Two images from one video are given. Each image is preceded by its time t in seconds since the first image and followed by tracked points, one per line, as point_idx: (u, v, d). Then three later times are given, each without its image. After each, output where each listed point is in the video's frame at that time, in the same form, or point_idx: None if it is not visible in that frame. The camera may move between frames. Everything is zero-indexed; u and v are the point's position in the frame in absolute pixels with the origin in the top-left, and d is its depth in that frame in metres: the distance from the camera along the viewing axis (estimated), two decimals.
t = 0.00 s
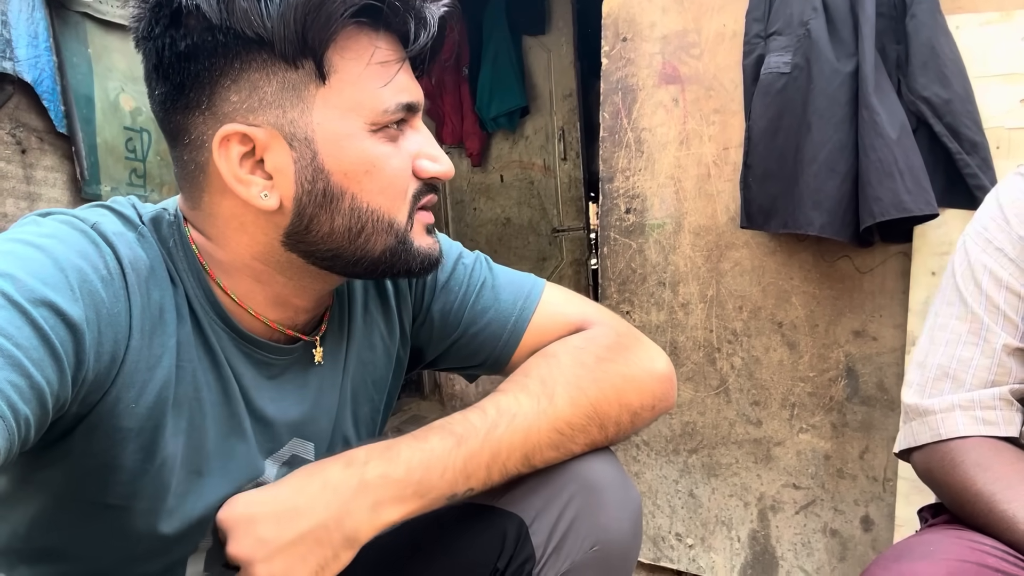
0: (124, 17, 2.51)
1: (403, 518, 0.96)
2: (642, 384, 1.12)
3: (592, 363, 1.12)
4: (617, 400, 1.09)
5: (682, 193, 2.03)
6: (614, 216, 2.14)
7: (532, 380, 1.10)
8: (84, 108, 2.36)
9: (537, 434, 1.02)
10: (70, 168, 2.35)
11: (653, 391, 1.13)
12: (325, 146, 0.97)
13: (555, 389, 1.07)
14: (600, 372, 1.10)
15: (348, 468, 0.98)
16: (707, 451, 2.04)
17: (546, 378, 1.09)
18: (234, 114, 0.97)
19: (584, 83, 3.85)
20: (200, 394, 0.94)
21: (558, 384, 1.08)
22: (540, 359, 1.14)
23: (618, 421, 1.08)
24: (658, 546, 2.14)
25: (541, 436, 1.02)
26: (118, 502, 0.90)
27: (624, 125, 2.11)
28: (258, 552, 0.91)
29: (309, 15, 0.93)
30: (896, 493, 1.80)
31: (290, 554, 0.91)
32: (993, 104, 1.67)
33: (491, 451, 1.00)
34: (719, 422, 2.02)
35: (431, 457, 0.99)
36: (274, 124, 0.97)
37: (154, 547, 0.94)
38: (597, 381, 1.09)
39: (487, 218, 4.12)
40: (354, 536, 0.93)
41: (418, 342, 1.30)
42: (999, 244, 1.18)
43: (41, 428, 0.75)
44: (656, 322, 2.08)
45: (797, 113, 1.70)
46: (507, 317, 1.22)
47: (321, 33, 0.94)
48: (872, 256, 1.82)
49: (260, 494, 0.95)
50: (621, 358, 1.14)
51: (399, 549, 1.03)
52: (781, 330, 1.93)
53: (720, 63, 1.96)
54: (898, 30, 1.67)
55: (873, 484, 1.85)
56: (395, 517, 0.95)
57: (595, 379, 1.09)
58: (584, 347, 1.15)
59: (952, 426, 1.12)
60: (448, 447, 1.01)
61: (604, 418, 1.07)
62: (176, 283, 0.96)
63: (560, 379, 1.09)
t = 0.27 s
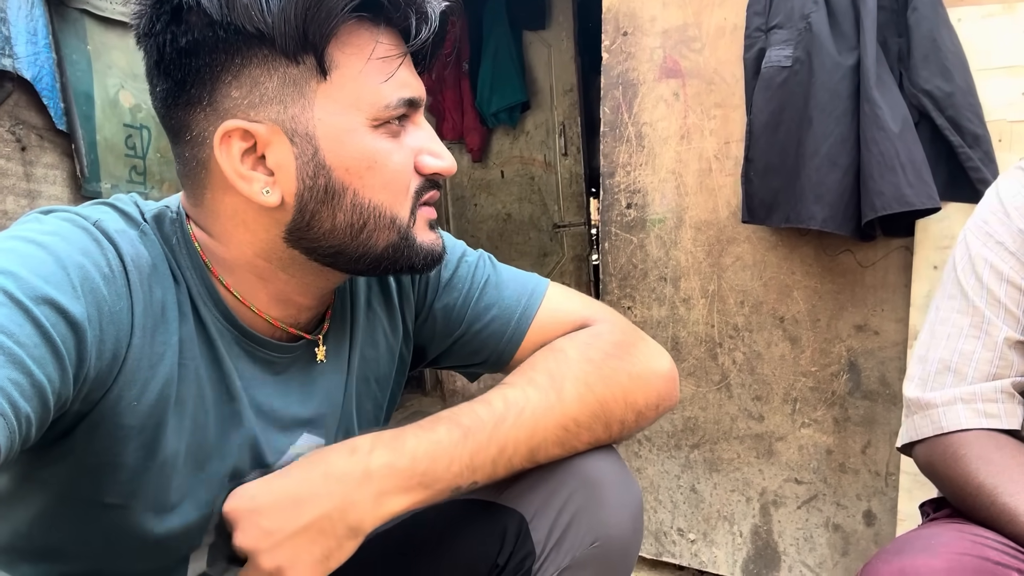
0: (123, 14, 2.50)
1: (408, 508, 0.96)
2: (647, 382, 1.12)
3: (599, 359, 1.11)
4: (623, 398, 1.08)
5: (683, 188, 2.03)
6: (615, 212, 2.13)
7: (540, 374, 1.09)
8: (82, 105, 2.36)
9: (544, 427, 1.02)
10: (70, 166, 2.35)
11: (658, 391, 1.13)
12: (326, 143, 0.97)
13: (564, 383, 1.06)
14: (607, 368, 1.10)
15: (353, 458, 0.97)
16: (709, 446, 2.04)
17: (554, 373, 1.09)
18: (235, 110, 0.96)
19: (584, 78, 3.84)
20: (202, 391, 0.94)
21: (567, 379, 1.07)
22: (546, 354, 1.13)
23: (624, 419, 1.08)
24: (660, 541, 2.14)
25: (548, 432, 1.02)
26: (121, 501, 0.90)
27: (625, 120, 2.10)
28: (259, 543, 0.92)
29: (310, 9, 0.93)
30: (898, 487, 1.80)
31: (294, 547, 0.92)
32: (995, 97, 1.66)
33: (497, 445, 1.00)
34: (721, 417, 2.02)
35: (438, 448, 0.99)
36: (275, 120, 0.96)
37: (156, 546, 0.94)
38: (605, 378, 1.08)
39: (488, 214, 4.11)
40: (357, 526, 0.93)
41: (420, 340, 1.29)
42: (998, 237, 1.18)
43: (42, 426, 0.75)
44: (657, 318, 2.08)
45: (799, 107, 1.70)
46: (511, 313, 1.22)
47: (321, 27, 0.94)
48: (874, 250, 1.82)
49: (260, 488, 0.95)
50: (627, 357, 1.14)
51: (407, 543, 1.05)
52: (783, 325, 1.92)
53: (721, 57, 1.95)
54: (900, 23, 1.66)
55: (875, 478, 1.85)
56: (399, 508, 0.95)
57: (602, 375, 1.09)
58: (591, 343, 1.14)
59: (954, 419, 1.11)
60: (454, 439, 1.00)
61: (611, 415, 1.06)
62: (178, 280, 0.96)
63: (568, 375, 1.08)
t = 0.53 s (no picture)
0: (122, 20, 2.51)
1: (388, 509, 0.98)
2: (636, 384, 1.12)
3: (581, 364, 1.11)
4: (610, 401, 1.08)
5: (680, 190, 2.03)
6: (613, 214, 2.13)
7: (521, 382, 1.10)
8: (81, 110, 2.36)
9: (523, 432, 1.03)
10: (68, 171, 2.35)
11: (648, 391, 1.13)
12: (322, 144, 0.97)
13: (543, 390, 1.07)
14: (590, 374, 1.10)
15: (336, 465, 1.00)
16: (708, 449, 2.04)
17: (535, 380, 1.09)
18: (231, 112, 0.97)
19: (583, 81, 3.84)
20: (202, 395, 0.94)
21: (546, 386, 1.08)
22: (529, 359, 1.14)
23: (611, 423, 1.08)
24: (659, 544, 2.14)
25: (527, 438, 1.03)
26: (120, 506, 0.90)
27: (622, 123, 2.11)
28: (249, 550, 0.90)
29: (304, 11, 0.94)
30: (897, 489, 1.80)
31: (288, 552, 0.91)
32: (990, 98, 1.66)
33: (475, 449, 1.02)
34: (719, 419, 2.02)
35: (412, 451, 1.02)
36: (271, 122, 0.96)
37: (155, 551, 0.94)
38: (588, 383, 1.09)
39: (487, 217, 4.11)
40: (338, 526, 0.94)
41: (415, 341, 1.29)
42: (993, 240, 1.18)
43: (40, 431, 0.75)
44: (655, 320, 2.08)
45: (795, 109, 1.70)
46: (502, 316, 1.22)
47: (316, 30, 0.95)
48: (871, 251, 1.82)
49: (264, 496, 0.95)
50: (613, 362, 1.13)
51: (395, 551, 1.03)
52: (781, 327, 1.92)
53: (718, 60, 1.95)
54: (895, 25, 1.66)
55: (874, 480, 1.85)
56: (375, 510, 0.97)
57: (585, 381, 1.09)
58: (574, 347, 1.14)
59: (952, 420, 1.11)
60: (431, 444, 1.03)
61: (594, 420, 1.07)
62: (176, 285, 0.96)
63: (548, 381, 1.09)
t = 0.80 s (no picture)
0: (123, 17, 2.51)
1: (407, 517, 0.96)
2: (645, 376, 1.12)
3: (596, 357, 1.11)
4: (622, 394, 1.08)
5: (682, 184, 2.02)
6: (614, 209, 2.13)
7: (538, 375, 1.09)
8: (84, 108, 2.37)
9: (542, 428, 1.02)
10: (71, 168, 2.36)
11: (656, 385, 1.13)
12: (307, 130, 0.97)
13: (561, 383, 1.06)
14: (604, 367, 1.10)
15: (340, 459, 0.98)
16: (710, 443, 2.04)
17: (552, 373, 1.08)
18: (219, 99, 0.97)
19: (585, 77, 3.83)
20: (201, 387, 0.94)
21: (564, 378, 1.07)
22: (543, 352, 1.13)
23: (623, 416, 1.08)
24: (662, 538, 2.14)
25: (547, 434, 1.02)
26: (120, 497, 0.90)
27: (624, 117, 2.10)
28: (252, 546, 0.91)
29: None
30: (900, 483, 1.80)
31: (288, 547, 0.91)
32: (994, 90, 1.65)
33: (496, 449, 1.00)
34: (722, 413, 2.02)
35: (435, 456, 0.98)
36: (258, 108, 0.97)
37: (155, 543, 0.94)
38: (603, 376, 1.08)
39: (489, 213, 4.11)
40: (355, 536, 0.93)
41: (417, 336, 1.29)
42: (997, 230, 1.17)
43: (38, 423, 0.75)
44: (657, 315, 2.08)
45: (797, 102, 1.69)
46: (508, 309, 1.22)
47: (300, 15, 0.95)
48: (873, 245, 1.81)
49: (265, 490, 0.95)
50: (623, 353, 1.13)
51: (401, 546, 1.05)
52: (783, 321, 1.92)
53: (719, 53, 1.94)
54: (898, 17, 1.65)
55: (877, 474, 1.84)
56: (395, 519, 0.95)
57: (600, 375, 1.09)
58: (588, 341, 1.14)
59: (958, 413, 1.11)
60: (452, 447, 0.99)
61: (608, 412, 1.06)
62: (176, 277, 0.96)
63: (567, 374, 1.08)
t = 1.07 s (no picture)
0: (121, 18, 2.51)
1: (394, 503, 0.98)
2: (642, 378, 1.11)
3: (590, 357, 1.11)
4: (619, 395, 1.08)
5: (679, 184, 2.03)
6: (612, 209, 2.14)
7: (529, 372, 1.09)
8: (81, 108, 2.37)
9: (530, 425, 1.03)
10: (69, 170, 2.36)
11: (654, 387, 1.13)
12: (285, 120, 0.96)
13: (552, 381, 1.06)
14: (598, 368, 1.09)
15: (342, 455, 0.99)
16: (709, 442, 2.05)
17: (544, 371, 1.09)
18: (202, 94, 0.98)
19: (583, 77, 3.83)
20: (204, 388, 0.94)
21: (556, 377, 1.07)
22: (537, 351, 1.13)
23: (617, 417, 1.08)
24: (661, 537, 2.15)
25: (536, 431, 1.03)
26: (124, 499, 0.90)
27: (621, 117, 2.11)
28: (253, 545, 0.91)
29: None
30: (898, 481, 1.80)
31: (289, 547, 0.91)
32: (990, 89, 1.66)
33: (484, 442, 1.01)
34: (720, 412, 2.02)
35: (420, 444, 1.01)
36: (237, 101, 0.97)
37: (159, 544, 0.94)
38: (597, 376, 1.08)
39: (487, 213, 4.12)
40: (344, 519, 0.94)
41: (417, 336, 1.30)
42: (994, 229, 1.18)
43: (42, 425, 0.75)
44: (655, 314, 2.08)
45: (794, 101, 1.70)
46: (506, 310, 1.22)
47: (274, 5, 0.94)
48: (870, 243, 1.82)
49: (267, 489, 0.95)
50: (620, 355, 1.13)
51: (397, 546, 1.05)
52: (781, 320, 1.92)
53: (717, 53, 1.94)
54: (894, 16, 1.66)
55: (874, 472, 1.85)
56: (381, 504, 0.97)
57: (594, 375, 1.08)
58: (582, 341, 1.14)
59: (954, 410, 1.11)
60: (439, 435, 1.02)
61: (602, 413, 1.06)
62: (178, 278, 0.97)
63: (558, 373, 1.08)
